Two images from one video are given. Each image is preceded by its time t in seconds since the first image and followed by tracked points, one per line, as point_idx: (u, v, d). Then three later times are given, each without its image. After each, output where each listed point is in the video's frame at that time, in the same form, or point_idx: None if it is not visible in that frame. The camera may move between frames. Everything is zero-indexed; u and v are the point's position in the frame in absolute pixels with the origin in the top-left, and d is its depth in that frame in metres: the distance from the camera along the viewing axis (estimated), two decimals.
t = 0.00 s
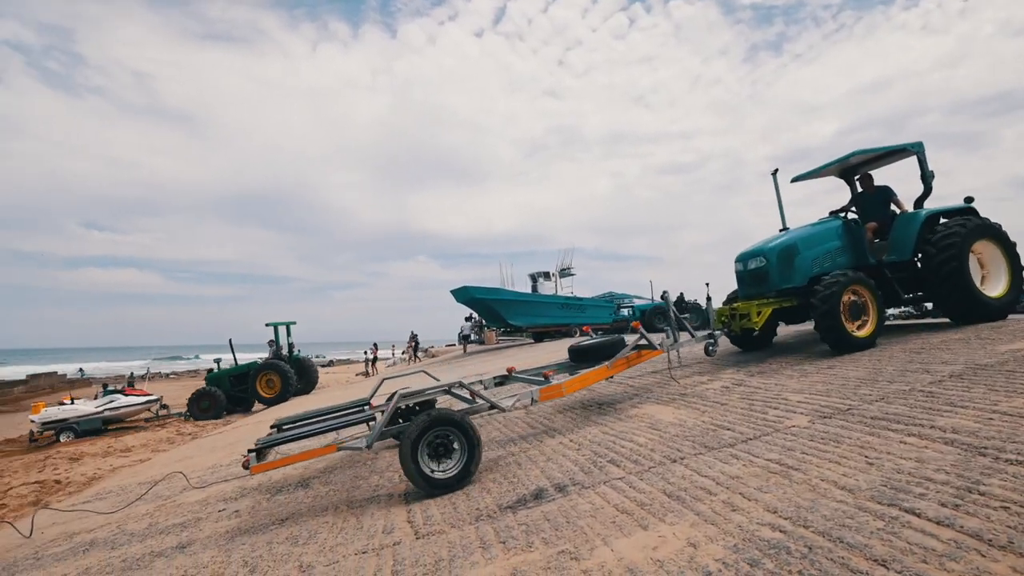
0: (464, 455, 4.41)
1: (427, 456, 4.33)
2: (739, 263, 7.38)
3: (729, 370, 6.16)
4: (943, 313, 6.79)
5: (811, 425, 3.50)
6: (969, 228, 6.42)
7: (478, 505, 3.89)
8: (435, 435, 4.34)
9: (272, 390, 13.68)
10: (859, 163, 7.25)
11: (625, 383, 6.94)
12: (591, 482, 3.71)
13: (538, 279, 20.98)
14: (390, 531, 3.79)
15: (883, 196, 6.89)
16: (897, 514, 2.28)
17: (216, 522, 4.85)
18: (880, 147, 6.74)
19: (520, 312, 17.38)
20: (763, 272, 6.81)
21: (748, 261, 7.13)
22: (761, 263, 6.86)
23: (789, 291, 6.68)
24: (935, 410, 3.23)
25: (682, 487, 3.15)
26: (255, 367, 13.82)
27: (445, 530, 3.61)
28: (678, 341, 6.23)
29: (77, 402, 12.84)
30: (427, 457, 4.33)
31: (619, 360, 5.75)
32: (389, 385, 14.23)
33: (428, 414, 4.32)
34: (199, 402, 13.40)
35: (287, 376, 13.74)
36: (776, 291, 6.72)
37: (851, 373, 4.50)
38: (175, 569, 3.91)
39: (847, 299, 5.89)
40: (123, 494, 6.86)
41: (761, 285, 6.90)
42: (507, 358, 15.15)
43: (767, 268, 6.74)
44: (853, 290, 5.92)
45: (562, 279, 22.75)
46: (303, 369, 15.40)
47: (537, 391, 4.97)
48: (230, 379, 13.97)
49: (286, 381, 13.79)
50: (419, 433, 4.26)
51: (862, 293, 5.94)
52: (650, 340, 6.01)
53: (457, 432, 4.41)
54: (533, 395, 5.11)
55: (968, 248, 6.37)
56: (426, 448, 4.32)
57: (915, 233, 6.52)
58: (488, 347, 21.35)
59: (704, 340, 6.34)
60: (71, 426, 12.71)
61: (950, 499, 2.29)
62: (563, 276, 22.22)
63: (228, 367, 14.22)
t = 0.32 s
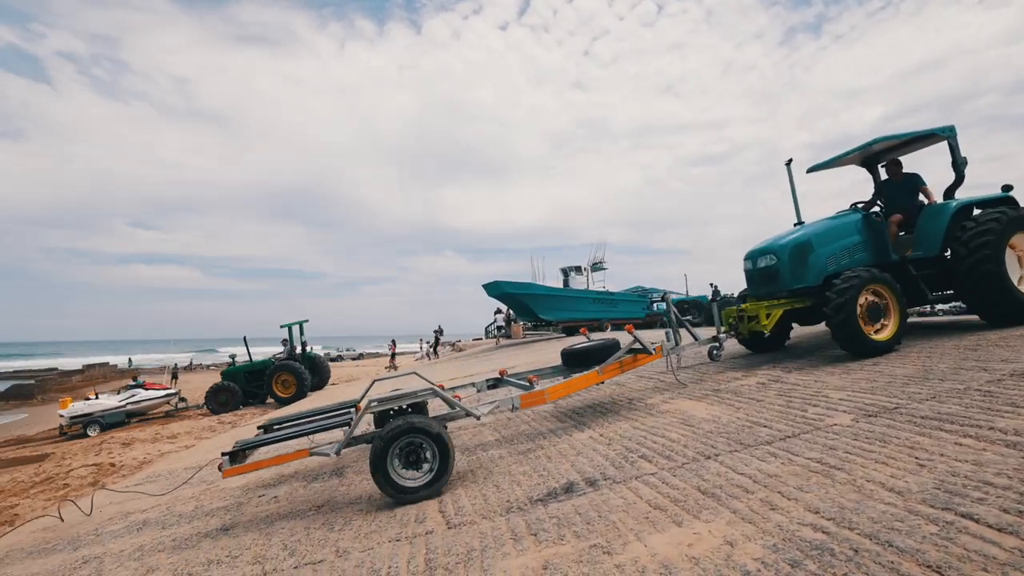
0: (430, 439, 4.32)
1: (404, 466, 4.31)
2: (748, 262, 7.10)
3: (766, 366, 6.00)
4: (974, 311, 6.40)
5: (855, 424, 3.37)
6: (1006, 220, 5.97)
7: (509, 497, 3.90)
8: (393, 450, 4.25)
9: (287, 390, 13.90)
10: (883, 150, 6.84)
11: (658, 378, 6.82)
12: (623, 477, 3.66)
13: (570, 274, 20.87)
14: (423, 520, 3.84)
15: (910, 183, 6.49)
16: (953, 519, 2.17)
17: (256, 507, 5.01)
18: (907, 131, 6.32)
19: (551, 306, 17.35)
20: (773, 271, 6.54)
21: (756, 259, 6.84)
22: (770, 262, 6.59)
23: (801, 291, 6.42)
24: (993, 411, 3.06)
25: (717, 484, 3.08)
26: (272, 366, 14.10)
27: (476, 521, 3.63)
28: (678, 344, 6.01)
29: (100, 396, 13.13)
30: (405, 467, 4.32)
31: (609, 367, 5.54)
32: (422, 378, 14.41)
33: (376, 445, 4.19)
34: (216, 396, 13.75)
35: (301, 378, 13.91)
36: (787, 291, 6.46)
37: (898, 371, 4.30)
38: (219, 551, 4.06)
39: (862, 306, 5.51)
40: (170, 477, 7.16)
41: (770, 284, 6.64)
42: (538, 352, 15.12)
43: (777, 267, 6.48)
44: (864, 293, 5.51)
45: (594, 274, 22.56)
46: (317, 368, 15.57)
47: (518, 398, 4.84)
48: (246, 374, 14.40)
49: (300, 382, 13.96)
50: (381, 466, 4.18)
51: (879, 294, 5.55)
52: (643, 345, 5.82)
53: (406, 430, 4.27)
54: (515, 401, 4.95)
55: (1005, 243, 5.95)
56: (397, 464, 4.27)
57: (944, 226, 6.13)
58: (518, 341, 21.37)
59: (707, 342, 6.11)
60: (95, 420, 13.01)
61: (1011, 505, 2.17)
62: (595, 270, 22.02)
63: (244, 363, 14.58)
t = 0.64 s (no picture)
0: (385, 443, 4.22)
1: (389, 476, 4.27)
2: (762, 260, 6.76)
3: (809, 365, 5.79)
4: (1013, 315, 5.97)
5: (910, 426, 3.21)
6: None
7: (544, 491, 3.89)
8: (367, 476, 4.17)
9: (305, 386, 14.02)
10: (915, 138, 6.46)
11: (694, 375, 6.66)
12: (660, 475, 3.60)
13: (606, 268, 20.64)
14: (458, 512, 3.87)
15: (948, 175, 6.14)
16: None
17: (296, 494, 5.16)
18: (940, 119, 5.94)
19: (588, 300, 17.18)
20: (788, 271, 6.19)
21: (770, 258, 6.50)
22: (784, 261, 6.25)
23: (819, 293, 6.08)
24: None
25: (761, 485, 2.98)
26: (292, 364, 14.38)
27: (511, 514, 3.63)
28: (684, 349, 5.80)
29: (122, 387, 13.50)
30: (391, 476, 4.28)
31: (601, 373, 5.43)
32: (455, 371, 14.52)
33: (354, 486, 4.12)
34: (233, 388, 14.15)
35: (319, 372, 14.06)
36: (802, 292, 6.12)
37: (957, 372, 4.07)
38: (263, 535, 4.20)
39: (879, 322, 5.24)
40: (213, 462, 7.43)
41: (785, 285, 6.30)
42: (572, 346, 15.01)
43: (792, 267, 6.13)
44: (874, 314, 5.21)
45: (631, 268, 22.23)
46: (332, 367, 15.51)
47: (504, 406, 4.83)
48: (262, 369, 14.86)
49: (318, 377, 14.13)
50: (373, 497, 4.12)
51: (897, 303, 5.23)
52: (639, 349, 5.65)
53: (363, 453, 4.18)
54: (501, 407, 4.87)
55: None
56: (383, 483, 4.22)
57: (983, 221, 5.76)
58: (551, 335, 21.29)
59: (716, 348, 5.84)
60: (118, 412, 13.42)
61: None
62: (632, 264, 21.67)
63: (262, 358, 15.01)
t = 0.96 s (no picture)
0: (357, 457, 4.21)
1: (389, 474, 4.30)
2: (779, 258, 6.54)
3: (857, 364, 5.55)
4: None
5: (971, 428, 3.04)
6: None
7: (579, 486, 3.88)
8: (372, 488, 4.20)
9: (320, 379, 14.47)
10: (950, 125, 6.08)
11: (733, 372, 6.48)
12: (700, 473, 3.53)
13: (645, 262, 20.30)
14: (493, 504, 3.90)
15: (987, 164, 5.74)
16: None
17: (333, 485, 5.21)
18: (979, 104, 5.55)
19: (625, 294, 16.95)
20: (805, 270, 5.99)
21: (789, 256, 6.30)
22: (802, 259, 6.03)
23: (839, 292, 5.84)
24: None
25: (807, 485, 2.89)
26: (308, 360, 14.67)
27: (546, 508, 3.63)
28: (693, 350, 5.67)
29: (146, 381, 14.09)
30: (390, 473, 4.30)
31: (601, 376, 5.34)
32: (490, 364, 14.55)
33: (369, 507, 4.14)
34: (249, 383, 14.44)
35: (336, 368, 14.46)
36: (821, 292, 5.88)
37: None
38: (304, 521, 4.32)
39: (912, 333, 4.99)
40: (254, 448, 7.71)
41: (803, 285, 6.09)
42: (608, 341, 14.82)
43: (810, 265, 5.92)
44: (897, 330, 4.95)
45: (671, 261, 21.71)
46: (345, 363, 15.73)
47: (500, 407, 4.82)
48: (278, 364, 15.11)
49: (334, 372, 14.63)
50: (390, 499, 4.15)
51: (919, 308, 4.95)
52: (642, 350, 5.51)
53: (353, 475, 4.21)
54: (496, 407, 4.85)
55: None
56: (389, 482, 4.26)
57: None
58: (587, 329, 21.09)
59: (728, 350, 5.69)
60: (145, 404, 14.05)
61: None
62: (673, 258, 21.14)
63: (277, 354, 15.23)
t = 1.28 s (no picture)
0: (346, 478, 4.23)
1: (388, 467, 4.37)
2: (796, 255, 6.28)
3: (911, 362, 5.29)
4: None
5: None
6: None
7: (616, 479, 3.86)
8: (383, 486, 4.29)
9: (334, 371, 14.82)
10: (994, 110, 5.68)
11: (776, 369, 6.27)
12: (742, 469, 3.45)
13: (690, 254, 19.70)
14: (530, 495, 3.92)
15: None
16: None
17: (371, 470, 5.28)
18: None
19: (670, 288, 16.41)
20: (822, 268, 5.72)
21: (806, 253, 6.02)
22: (818, 256, 5.77)
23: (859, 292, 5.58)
24: None
25: (857, 486, 2.78)
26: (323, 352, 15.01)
27: (583, 501, 3.63)
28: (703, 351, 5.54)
29: (178, 371, 14.71)
30: (388, 465, 4.39)
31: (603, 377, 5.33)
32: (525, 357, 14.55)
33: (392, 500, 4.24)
34: (268, 374, 14.94)
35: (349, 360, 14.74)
36: (839, 291, 5.61)
37: None
38: (347, 506, 4.44)
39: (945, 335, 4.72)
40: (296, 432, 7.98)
41: (819, 283, 5.82)
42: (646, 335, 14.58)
43: (826, 263, 5.66)
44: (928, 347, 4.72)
45: (717, 253, 20.99)
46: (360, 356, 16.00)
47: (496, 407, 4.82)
48: (296, 356, 15.55)
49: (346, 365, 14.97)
50: (403, 482, 4.27)
51: (936, 315, 4.67)
52: (645, 353, 5.47)
53: (357, 490, 4.23)
54: (491, 407, 4.89)
55: None
56: (393, 471, 4.34)
57: None
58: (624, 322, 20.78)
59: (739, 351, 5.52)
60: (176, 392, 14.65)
61: None
62: (719, 249, 20.44)
63: (295, 345, 15.66)
